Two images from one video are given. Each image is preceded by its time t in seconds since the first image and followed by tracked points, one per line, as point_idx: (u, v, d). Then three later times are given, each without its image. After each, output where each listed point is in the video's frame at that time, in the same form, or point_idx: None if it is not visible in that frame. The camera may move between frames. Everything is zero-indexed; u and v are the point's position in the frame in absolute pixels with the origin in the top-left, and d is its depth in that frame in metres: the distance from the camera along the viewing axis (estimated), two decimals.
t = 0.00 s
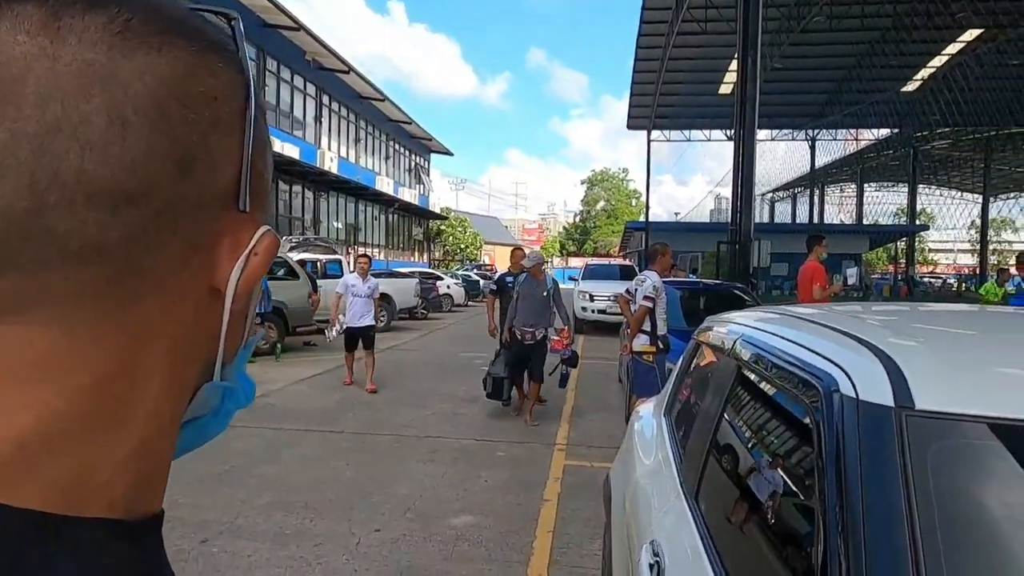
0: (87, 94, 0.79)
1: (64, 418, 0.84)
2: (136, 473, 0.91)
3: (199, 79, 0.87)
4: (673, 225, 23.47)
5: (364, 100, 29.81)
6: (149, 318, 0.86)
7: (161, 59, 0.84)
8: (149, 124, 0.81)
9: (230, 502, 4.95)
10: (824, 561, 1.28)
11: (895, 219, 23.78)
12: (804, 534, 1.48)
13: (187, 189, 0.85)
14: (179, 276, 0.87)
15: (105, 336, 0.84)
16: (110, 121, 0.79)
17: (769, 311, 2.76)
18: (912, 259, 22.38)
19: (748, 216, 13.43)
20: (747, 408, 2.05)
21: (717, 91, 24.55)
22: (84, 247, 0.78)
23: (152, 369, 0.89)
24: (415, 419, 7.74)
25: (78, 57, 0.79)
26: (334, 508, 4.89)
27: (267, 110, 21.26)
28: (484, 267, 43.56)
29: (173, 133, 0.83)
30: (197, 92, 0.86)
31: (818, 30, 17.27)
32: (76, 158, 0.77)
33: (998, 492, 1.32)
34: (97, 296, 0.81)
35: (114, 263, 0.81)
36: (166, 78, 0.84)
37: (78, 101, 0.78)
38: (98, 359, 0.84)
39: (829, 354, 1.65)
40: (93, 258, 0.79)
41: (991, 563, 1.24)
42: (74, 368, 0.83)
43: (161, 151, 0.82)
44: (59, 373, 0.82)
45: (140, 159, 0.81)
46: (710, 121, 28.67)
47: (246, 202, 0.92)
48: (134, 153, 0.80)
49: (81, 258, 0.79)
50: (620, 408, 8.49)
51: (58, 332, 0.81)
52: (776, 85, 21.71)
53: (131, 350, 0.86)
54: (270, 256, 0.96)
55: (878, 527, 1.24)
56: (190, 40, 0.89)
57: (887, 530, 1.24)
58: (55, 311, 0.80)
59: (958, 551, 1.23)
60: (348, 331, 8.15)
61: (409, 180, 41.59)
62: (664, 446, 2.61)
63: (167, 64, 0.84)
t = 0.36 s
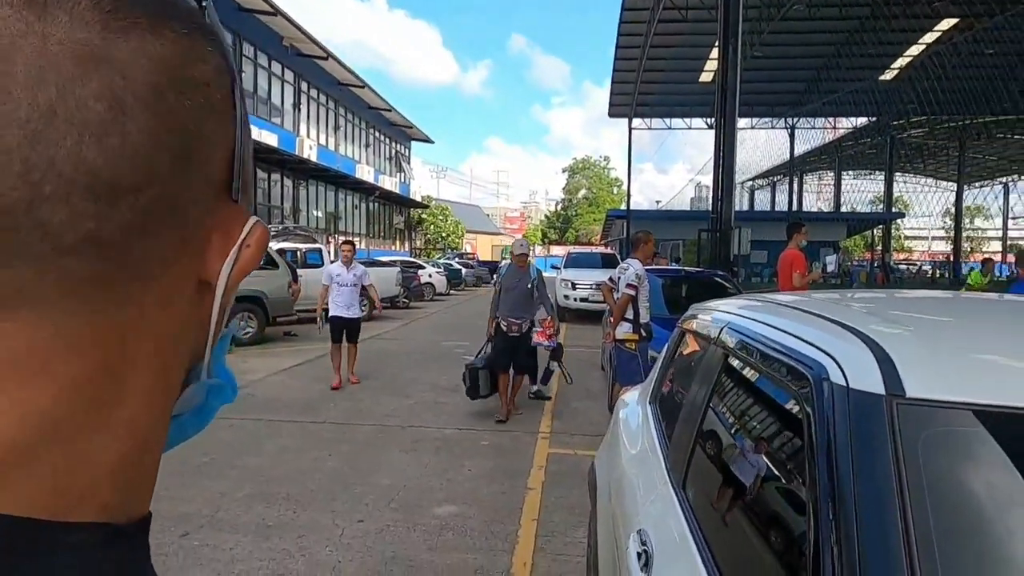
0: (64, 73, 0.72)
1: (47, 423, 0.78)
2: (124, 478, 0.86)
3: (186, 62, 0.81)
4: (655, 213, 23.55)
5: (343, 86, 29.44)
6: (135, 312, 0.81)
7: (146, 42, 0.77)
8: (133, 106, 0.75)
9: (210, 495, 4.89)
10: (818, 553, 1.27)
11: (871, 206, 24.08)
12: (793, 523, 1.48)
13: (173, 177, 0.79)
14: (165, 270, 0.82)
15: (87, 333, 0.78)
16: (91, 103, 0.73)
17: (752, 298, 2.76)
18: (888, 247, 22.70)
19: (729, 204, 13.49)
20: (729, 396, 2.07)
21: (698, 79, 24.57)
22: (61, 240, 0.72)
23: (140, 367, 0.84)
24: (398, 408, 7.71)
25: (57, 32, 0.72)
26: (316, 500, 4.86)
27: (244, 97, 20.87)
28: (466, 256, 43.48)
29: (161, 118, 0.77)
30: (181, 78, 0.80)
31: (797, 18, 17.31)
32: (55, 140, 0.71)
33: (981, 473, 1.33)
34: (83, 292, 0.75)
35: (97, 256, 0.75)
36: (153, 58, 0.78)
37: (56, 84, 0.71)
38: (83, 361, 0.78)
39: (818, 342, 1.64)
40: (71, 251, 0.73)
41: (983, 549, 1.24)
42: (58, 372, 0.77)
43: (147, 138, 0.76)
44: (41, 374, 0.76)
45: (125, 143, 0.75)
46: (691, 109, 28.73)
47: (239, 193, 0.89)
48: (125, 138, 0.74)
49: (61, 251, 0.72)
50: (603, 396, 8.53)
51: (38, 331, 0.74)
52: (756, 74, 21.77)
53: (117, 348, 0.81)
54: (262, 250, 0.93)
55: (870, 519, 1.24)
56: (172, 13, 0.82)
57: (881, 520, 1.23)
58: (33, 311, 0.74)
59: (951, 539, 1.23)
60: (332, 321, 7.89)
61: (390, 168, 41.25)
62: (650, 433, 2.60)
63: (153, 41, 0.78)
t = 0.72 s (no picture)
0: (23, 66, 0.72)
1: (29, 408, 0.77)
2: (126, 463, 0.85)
3: (137, 55, 0.80)
4: (639, 201, 23.56)
5: (324, 75, 29.07)
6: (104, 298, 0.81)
7: (104, 38, 0.77)
8: (95, 94, 0.75)
9: (196, 488, 4.85)
10: (811, 533, 1.28)
11: (854, 193, 24.28)
12: (783, 504, 1.49)
13: (143, 160, 0.79)
14: (133, 256, 0.82)
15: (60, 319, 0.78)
16: (55, 96, 0.73)
17: (738, 281, 2.76)
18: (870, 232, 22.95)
19: (713, 191, 13.53)
20: (716, 379, 2.09)
21: (681, 67, 24.50)
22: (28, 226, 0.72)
23: (114, 349, 0.83)
24: (385, 398, 7.69)
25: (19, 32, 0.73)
26: (304, 491, 4.83)
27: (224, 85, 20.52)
28: (451, 245, 43.29)
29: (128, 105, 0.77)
30: (138, 68, 0.79)
31: (780, 5, 17.30)
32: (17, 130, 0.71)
33: (969, 451, 1.35)
34: (54, 279, 0.76)
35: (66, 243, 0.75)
36: (112, 49, 0.78)
37: (17, 82, 0.72)
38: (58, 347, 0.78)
39: (809, 323, 1.64)
40: (35, 235, 0.73)
41: (969, 524, 1.26)
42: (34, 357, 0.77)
43: (102, 126, 0.75)
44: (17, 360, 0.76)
45: (86, 131, 0.74)
46: (674, 97, 28.73)
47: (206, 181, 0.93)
48: (86, 126, 0.74)
49: (29, 237, 0.73)
50: (589, 383, 8.57)
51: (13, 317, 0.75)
52: (739, 61, 21.77)
53: (93, 333, 0.81)
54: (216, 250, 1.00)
55: (860, 496, 1.25)
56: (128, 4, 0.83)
57: (872, 498, 1.24)
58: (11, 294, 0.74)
59: (936, 513, 1.25)
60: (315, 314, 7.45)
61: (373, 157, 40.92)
62: (639, 419, 2.60)
63: (104, 26, 0.77)
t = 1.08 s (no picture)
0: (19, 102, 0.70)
1: (32, 442, 0.76)
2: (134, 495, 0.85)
3: (131, 93, 0.79)
4: (632, 204, 23.63)
5: (315, 84, 29.09)
6: (105, 331, 0.81)
7: (97, 78, 0.76)
8: (97, 129, 0.75)
9: (192, 502, 4.80)
10: (817, 541, 1.27)
11: (844, 193, 24.41)
12: (781, 508, 1.50)
13: (127, 191, 0.77)
14: (128, 289, 0.81)
15: (58, 352, 0.78)
16: (39, 129, 0.71)
17: (734, 286, 2.77)
18: (862, 232, 23.06)
19: (706, 194, 13.57)
20: (713, 383, 2.10)
21: (671, 71, 24.62)
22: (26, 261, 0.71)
23: (103, 380, 0.82)
24: (381, 408, 7.66)
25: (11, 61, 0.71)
26: (301, 503, 4.79)
27: (215, 96, 20.47)
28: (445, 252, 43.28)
29: (123, 139, 0.77)
30: (129, 106, 0.78)
31: (769, 8, 17.40)
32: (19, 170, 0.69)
33: (970, 453, 1.32)
34: (61, 315, 0.76)
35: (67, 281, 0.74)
36: (106, 83, 0.76)
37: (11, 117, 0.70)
38: (59, 383, 0.78)
39: (807, 329, 1.64)
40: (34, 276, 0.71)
41: (977, 527, 1.24)
42: (41, 392, 0.77)
43: (103, 167, 0.75)
44: (23, 394, 0.76)
45: (93, 169, 0.74)
46: (665, 101, 28.84)
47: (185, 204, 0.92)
48: (94, 170, 0.74)
49: (19, 276, 0.71)
50: (585, 388, 8.56)
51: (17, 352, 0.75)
52: (729, 64, 21.89)
53: (88, 367, 0.80)
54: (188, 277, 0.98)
55: (865, 502, 1.24)
56: (112, 29, 0.82)
57: (878, 507, 1.23)
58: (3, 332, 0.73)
59: (939, 519, 1.24)
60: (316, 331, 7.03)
61: (366, 165, 40.95)
62: (638, 425, 2.60)
63: (79, 52, 0.75)
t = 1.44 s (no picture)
0: (58, 124, 0.74)
1: (70, 454, 0.80)
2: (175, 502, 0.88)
3: (158, 115, 0.83)
4: (621, 205, 23.72)
5: (301, 90, 29.01)
6: (141, 342, 0.86)
7: (125, 100, 0.79)
8: (131, 146, 0.78)
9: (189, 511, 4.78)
10: (823, 532, 1.30)
11: (830, 190, 24.62)
12: (782, 501, 1.54)
13: (153, 204, 0.81)
14: (158, 301, 0.85)
15: (97, 363, 0.81)
16: (71, 145, 0.74)
17: (729, 283, 2.80)
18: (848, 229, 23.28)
19: (694, 194, 13.66)
20: (710, 381, 2.16)
21: (657, 71, 24.73)
22: (68, 272, 0.75)
23: (131, 386, 0.85)
24: (376, 413, 7.65)
25: (47, 85, 0.74)
26: (299, 509, 4.79)
27: (201, 102, 20.32)
28: (435, 255, 43.20)
29: (152, 157, 0.81)
30: (158, 126, 0.82)
31: (752, 8, 17.55)
32: (62, 188, 0.73)
33: (970, 441, 1.35)
34: (96, 324, 0.79)
35: (105, 290, 0.78)
36: (135, 106, 0.80)
37: (48, 139, 0.73)
38: (100, 394, 0.82)
39: (806, 326, 1.68)
40: (70, 289, 0.76)
41: (978, 513, 1.26)
42: (85, 401, 0.81)
43: (137, 185, 0.79)
44: (67, 405, 0.79)
45: (128, 186, 0.78)
46: (652, 101, 28.99)
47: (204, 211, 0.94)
48: (131, 187, 0.78)
49: (55, 291, 0.75)
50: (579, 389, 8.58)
51: (62, 360, 0.79)
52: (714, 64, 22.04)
53: (125, 376, 0.84)
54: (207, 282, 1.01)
55: (873, 493, 1.27)
56: (133, 40, 0.85)
57: (883, 495, 1.26)
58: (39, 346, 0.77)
59: (941, 505, 1.27)
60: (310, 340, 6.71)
61: (354, 169, 40.87)
62: (639, 423, 2.62)
63: (97, 63, 0.78)
